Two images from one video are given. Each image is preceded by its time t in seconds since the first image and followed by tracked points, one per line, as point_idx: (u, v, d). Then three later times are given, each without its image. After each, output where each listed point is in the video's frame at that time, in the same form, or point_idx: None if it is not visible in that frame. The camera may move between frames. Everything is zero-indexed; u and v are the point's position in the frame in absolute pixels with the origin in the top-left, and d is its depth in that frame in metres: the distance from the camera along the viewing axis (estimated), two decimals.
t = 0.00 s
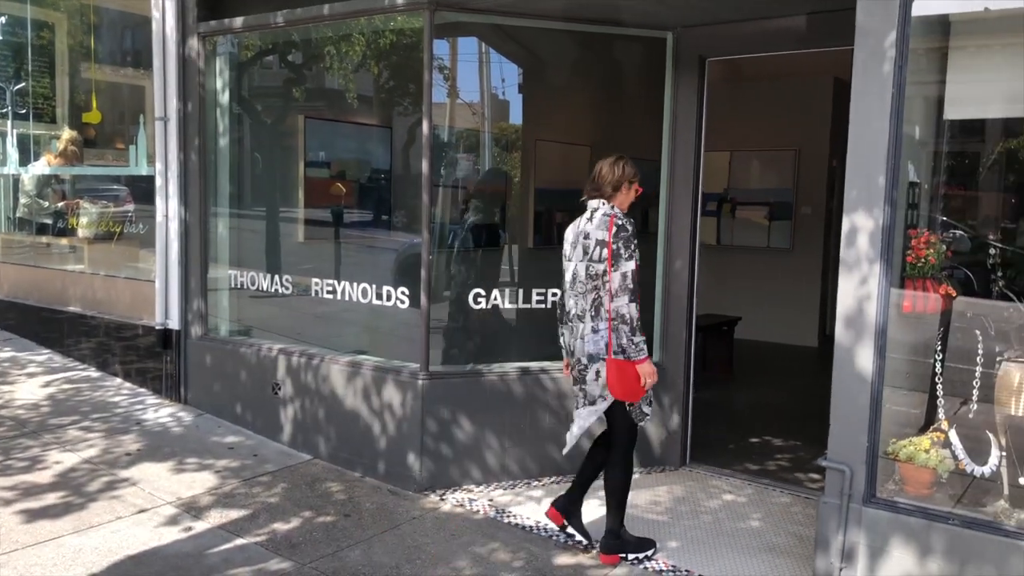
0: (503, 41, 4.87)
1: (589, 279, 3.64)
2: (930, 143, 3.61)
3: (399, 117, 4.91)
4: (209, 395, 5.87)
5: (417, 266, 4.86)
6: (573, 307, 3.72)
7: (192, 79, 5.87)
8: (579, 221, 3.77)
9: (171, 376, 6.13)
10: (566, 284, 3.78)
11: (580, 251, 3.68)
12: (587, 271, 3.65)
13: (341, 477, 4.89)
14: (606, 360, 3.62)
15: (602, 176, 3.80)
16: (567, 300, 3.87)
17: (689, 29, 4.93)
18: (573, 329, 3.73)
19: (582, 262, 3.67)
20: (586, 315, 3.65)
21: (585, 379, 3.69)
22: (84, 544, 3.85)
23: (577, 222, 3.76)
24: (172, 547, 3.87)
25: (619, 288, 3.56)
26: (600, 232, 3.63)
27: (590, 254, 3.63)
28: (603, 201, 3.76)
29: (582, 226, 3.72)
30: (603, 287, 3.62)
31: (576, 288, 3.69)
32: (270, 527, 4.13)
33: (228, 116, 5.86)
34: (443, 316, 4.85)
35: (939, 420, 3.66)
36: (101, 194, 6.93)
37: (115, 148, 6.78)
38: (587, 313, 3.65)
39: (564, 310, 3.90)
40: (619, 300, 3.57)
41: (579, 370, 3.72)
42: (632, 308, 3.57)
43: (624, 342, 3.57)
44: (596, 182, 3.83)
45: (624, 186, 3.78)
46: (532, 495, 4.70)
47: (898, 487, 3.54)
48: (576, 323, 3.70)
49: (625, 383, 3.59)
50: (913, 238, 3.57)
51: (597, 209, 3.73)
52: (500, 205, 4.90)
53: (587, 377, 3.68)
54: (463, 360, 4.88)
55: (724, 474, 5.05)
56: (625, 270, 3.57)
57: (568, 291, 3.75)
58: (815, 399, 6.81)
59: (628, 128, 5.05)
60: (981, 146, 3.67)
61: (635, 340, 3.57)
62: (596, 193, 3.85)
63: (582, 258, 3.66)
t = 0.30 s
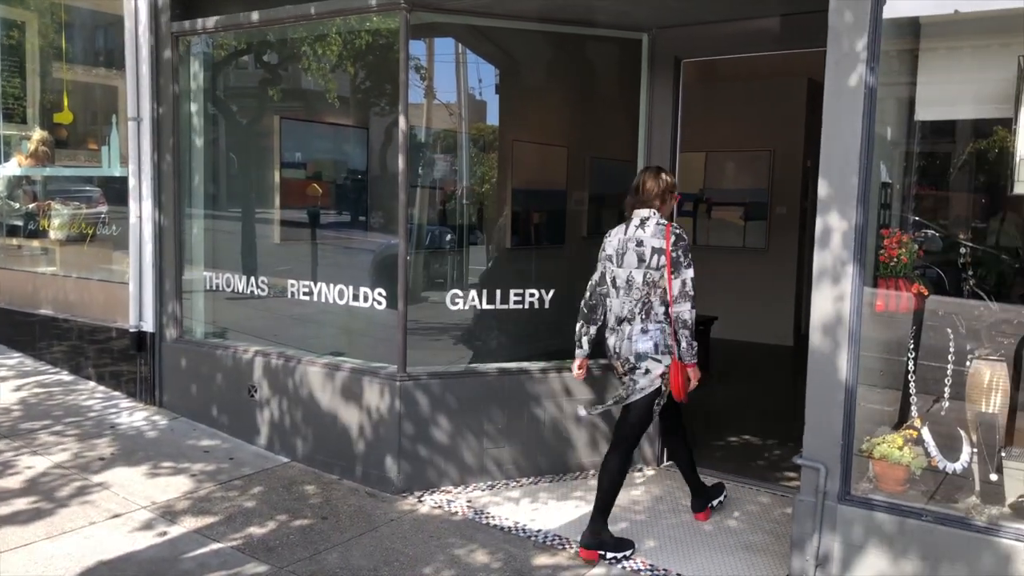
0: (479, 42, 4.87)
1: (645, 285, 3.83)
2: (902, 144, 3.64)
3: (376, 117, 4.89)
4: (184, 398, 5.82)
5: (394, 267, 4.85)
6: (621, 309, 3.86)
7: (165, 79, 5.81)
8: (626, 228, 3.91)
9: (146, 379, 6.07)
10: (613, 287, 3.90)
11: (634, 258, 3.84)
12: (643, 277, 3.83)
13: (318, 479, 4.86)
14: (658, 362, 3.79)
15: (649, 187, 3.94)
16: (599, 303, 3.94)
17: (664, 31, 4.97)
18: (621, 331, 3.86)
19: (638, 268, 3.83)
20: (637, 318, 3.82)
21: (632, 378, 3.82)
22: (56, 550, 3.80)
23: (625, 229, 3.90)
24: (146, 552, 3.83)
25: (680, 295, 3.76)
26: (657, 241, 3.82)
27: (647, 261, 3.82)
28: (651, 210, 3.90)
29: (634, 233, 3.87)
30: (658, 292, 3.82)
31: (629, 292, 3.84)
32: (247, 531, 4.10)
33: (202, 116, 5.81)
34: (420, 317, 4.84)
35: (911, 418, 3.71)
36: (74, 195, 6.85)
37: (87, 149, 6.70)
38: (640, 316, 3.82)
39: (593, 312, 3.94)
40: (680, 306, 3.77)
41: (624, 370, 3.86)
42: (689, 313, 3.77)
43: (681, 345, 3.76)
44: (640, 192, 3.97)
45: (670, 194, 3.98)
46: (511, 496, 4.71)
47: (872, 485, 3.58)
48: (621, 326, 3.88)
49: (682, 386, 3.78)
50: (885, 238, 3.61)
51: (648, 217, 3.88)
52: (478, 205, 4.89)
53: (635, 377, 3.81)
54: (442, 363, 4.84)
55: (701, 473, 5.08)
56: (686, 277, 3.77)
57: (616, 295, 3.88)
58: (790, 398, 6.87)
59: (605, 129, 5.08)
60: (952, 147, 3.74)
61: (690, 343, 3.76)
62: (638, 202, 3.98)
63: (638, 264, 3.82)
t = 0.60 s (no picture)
0: (463, 43, 4.86)
1: (687, 270, 4.17)
2: (883, 146, 3.68)
3: (360, 119, 4.88)
4: (167, 401, 5.78)
5: (378, 269, 4.84)
6: (663, 293, 4.22)
7: (147, 80, 5.78)
8: (664, 216, 4.26)
9: (127, 383, 6.03)
10: (656, 272, 4.26)
11: (675, 245, 4.19)
12: (684, 263, 4.18)
13: (302, 483, 4.84)
14: (703, 342, 4.14)
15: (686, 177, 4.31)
16: (641, 287, 4.32)
17: (647, 32, 4.99)
18: (665, 314, 4.21)
19: (680, 255, 4.18)
20: (681, 302, 4.17)
21: (679, 359, 4.17)
22: (36, 555, 3.77)
23: (663, 217, 4.25)
24: (129, 557, 3.81)
25: (720, 280, 4.09)
26: (697, 228, 4.16)
27: (688, 248, 4.15)
28: (688, 200, 4.25)
29: (674, 222, 4.21)
30: (699, 277, 4.16)
31: (671, 277, 4.20)
32: (230, 534, 4.08)
33: (185, 117, 5.78)
34: (405, 319, 4.83)
35: (894, 418, 3.74)
36: (55, 197, 6.80)
37: (67, 150, 6.64)
38: (683, 301, 4.17)
39: (638, 296, 4.33)
40: (720, 290, 4.09)
41: (670, 351, 4.20)
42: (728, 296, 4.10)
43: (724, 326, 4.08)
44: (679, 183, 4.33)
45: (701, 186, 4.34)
46: (496, 498, 4.70)
47: (855, 484, 3.60)
48: (665, 310, 4.22)
49: (727, 361, 4.11)
50: (867, 239, 3.64)
51: (686, 207, 4.22)
52: (463, 207, 4.88)
53: (685, 357, 4.15)
54: (427, 364, 4.84)
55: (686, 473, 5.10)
56: (725, 263, 4.11)
57: (659, 280, 4.24)
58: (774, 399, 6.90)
59: (590, 131, 5.07)
60: (933, 148, 3.74)
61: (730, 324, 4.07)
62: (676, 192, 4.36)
63: (679, 251, 4.17)
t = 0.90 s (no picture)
0: (453, 47, 4.86)
1: (711, 273, 4.28)
2: (871, 148, 3.70)
3: (350, 122, 4.87)
4: (155, 405, 5.75)
5: (368, 273, 4.83)
6: (694, 295, 4.32)
7: (136, 84, 5.76)
8: (686, 222, 4.36)
9: (115, 387, 6.00)
10: (680, 275, 4.36)
11: (698, 250, 4.30)
12: (709, 266, 4.29)
13: (292, 487, 4.82)
14: (734, 341, 4.31)
15: (705, 183, 4.39)
16: (670, 289, 4.40)
17: (637, 35, 5.00)
18: (699, 316, 4.30)
19: (703, 259, 4.29)
20: (714, 305, 4.28)
21: (712, 357, 4.31)
22: (25, 561, 3.74)
23: (686, 222, 4.35)
24: (119, 563, 3.78)
25: (744, 282, 4.23)
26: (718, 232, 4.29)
27: (713, 253, 4.28)
28: (708, 205, 4.34)
29: (696, 227, 4.32)
30: (725, 280, 4.28)
31: (700, 281, 4.30)
32: (221, 539, 4.06)
33: (174, 121, 5.77)
34: (395, 322, 4.83)
35: (882, 419, 3.75)
36: (42, 201, 6.76)
37: (55, 154, 6.60)
38: (716, 303, 4.28)
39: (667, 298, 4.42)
40: (745, 292, 4.25)
41: (702, 350, 4.31)
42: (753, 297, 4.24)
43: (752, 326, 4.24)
44: (699, 189, 4.40)
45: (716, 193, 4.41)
46: (487, 501, 4.70)
47: (844, 487, 3.62)
48: (698, 313, 4.31)
49: (750, 358, 4.29)
50: (855, 241, 3.66)
51: (708, 212, 4.31)
52: (453, 210, 4.89)
53: (716, 356, 4.30)
54: (417, 367, 4.84)
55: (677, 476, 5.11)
56: (747, 265, 4.24)
57: (687, 282, 4.34)
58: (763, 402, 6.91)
59: (580, 134, 5.08)
60: (920, 151, 3.78)
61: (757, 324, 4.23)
62: (695, 198, 4.44)
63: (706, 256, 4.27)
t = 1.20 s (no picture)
0: (446, 54, 4.88)
1: (736, 271, 4.67)
2: (862, 154, 3.72)
3: (344, 129, 4.88)
4: (149, 413, 5.73)
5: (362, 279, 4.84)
6: (718, 293, 4.67)
7: (129, 91, 5.75)
8: (710, 224, 4.71)
9: (108, 395, 5.98)
10: (705, 275, 4.71)
11: (725, 249, 4.67)
12: (735, 265, 4.67)
13: (285, 494, 4.81)
14: (756, 333, 4.66)
15: (726, 188, 4.72)
16: (692, 288, 4.76)
17: (629, 42, 5.00)
18: (722, 312, 4.65)
19: (729, 257, 4.67)
20: (736, 300, 4.64)
21: (737, 350, 4.66)
22: (18, 570, 3.72)
23: (711, 224, 4.70)
24: (112, 571, 3.77)
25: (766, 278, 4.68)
26: (742, 234, 4.69)
27: (738, 251, 4.66)
28: (730, 207, 4.73)
29: (721, 228, 4.69)
30: (747, 276, 4.68)
31: (724, 279, 4.66)
32: (214, 547, 4.05)
33: (168, 128, 5.77)
34: (389, 329, 4.83)
35: (875, 424, 3.76)
36: (34, 208, 6.75)
37: (47, 160, 6.59)
38: (738, 297, 4.65)
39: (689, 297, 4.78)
40: (765, 287, 4.69)
41: (729, 345, 4.66)
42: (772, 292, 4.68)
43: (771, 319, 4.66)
44: (721, 193, 4.75)
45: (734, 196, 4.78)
46: (481, 507, 4.70)
47: (837, 492, 3.62)
48: (723, 308, 4.66)
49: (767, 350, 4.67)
50: (847, 247, 3.66)
51: (731, 214, 4.70)
52: (448, 217, 4.90)
53: (741, 349, 4.64)
54: (411, 374, 4.83)
55: (671, 482, 5.11)
56: (768, 264, 4.69)
57: (709, 283, 4.69)
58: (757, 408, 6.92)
59: (574, 141, 5.09)
60: (912, 157, 3.88)
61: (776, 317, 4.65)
62: (717, 202, 4.79)
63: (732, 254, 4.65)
